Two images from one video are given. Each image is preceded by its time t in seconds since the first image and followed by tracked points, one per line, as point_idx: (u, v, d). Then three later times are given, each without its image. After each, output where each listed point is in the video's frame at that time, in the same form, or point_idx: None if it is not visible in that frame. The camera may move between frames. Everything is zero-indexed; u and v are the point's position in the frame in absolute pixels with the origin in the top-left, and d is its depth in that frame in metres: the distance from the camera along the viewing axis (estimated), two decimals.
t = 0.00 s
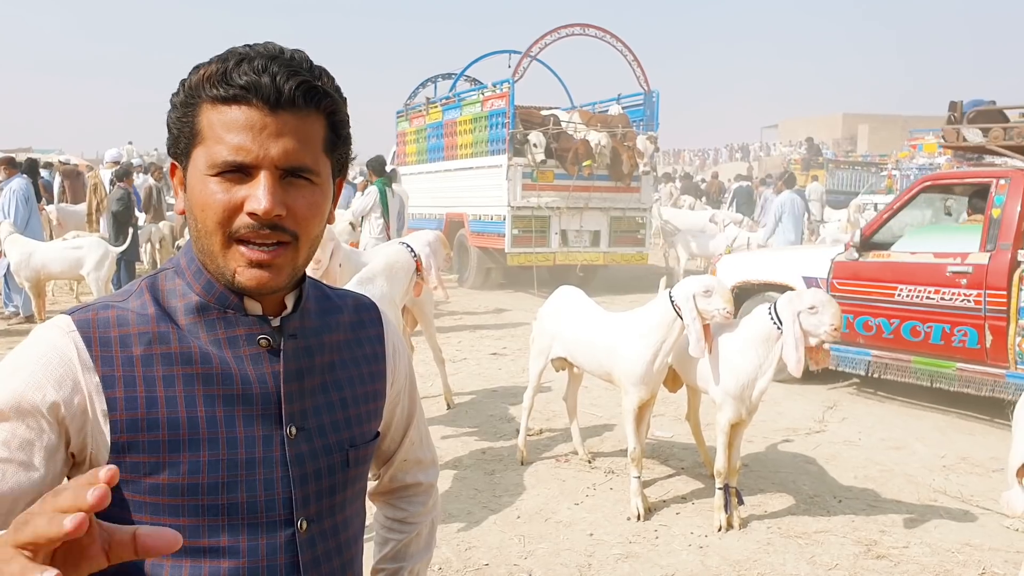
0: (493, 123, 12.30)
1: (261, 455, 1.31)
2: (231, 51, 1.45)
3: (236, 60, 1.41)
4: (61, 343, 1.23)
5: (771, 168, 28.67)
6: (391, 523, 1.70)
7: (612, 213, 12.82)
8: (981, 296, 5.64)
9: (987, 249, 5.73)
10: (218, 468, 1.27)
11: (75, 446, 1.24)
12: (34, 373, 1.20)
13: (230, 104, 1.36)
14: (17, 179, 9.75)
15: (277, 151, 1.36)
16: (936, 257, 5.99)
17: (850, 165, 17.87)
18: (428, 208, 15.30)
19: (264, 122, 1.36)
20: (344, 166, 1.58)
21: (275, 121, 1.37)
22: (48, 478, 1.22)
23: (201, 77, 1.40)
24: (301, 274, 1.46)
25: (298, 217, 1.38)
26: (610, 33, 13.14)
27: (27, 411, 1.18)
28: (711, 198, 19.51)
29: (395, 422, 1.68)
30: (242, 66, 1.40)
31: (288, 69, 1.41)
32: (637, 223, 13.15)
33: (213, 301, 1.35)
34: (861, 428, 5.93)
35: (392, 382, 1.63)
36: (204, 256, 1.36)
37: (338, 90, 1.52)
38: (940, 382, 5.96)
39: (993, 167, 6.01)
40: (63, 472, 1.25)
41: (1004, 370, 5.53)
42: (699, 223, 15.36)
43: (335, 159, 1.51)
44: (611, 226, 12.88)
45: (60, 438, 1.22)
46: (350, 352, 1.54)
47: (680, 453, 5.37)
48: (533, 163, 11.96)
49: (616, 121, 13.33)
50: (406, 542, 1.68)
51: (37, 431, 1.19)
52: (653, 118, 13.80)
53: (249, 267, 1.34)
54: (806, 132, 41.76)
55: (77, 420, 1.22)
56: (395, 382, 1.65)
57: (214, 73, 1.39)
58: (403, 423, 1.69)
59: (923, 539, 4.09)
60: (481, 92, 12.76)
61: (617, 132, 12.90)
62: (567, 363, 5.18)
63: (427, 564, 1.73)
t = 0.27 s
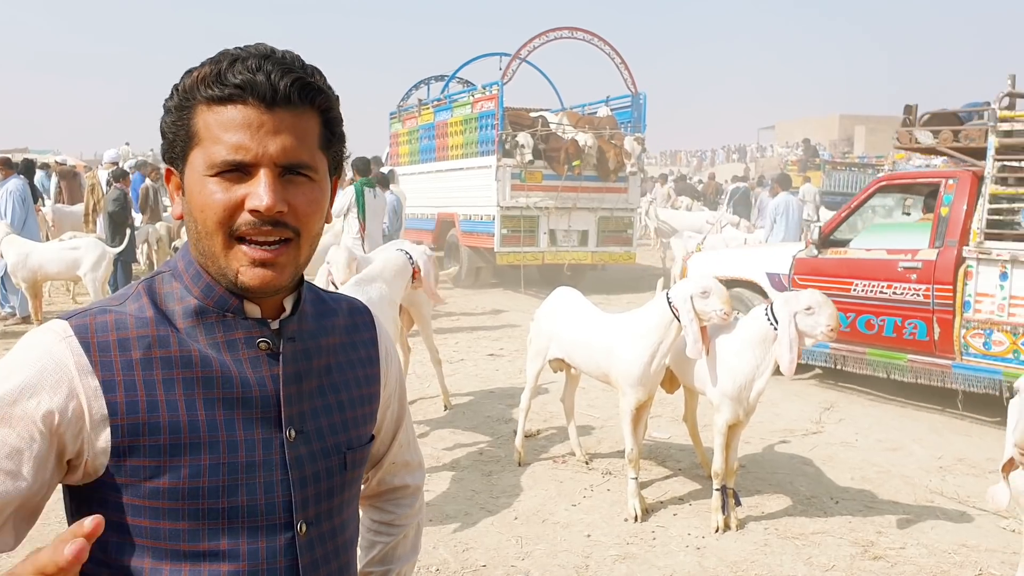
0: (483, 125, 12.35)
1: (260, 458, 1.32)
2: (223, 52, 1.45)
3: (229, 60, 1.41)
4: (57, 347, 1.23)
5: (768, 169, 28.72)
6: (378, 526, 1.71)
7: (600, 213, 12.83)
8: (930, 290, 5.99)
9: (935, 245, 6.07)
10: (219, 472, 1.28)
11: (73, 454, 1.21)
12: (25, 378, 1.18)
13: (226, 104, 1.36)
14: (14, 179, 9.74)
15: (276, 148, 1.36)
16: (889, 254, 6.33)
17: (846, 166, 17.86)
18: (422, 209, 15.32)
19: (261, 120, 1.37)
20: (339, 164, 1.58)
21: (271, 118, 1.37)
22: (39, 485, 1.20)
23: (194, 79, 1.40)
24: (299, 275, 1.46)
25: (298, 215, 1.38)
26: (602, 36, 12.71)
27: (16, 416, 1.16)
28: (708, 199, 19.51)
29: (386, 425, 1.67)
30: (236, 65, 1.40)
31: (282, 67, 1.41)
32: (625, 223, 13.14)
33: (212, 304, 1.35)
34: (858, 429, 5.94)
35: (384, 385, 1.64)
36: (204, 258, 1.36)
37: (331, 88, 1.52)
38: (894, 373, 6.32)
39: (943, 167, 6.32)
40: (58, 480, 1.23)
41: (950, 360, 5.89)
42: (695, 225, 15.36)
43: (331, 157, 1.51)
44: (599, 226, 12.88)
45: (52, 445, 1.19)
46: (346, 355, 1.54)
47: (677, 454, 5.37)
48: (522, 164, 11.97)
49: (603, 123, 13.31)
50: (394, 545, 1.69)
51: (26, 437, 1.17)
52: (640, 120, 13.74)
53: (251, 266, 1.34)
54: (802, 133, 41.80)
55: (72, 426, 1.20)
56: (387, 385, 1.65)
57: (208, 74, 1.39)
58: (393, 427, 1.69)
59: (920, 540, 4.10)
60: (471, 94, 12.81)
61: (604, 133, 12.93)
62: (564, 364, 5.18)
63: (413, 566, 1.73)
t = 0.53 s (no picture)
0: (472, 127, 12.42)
1: (248, 460, 1.31)
2: (211, 53, 1.44)
3: (215, 62, 1.41)
4: (40, 352, 1.23)
5: (763, 171, 28.81)
6: (383, 527, 1.70)
7: (587, 214, 12.88)
8: (882, 287, 6.31)
9: (886, 244, 6.38)
10: (206, 475, 1.27)
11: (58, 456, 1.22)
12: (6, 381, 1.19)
13: (209, 106, 1.36)
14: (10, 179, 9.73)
15: (257, 152, 1.35)
16: (843, 252, 6.65)
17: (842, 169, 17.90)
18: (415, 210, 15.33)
19: (243, 124, 1.36)
20: (327, 167, 1.57)
21: (254, 122, 1.37)
22: (24, 488, 1.20)
23: (179, 79, 1.40)
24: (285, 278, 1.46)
25: (278, 219, 1.37)
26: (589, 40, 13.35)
27: None
28: (704, 200, 19.53)
29: (386, 425, 1.67)
30: (221, 67, 1.39)
31: (267, 71, 1.41)
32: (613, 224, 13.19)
33: (197, 307, 1.35)
34: (854, 430, 5.94)
35: (381, 385, 1.63)
36: (185, 260, 1.36)
37: (319, 91, 1.51)
38: (847, 367, 6.64)
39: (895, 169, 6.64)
40: (41, 484, 1.23)
41: (901, 353, 6.22)
42: (693, 226, 15.39)
43: (317, 160, 1.50)
44: (586, 226, 12.94)
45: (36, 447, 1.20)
46: (338, 355, 1.53)
47: (674, 455, 5.37)
48: (511, 165, 12.03)
49: (590, 125, 13.34)
50: (398, 546, 1.68)
51: (10, 437, 1.17)
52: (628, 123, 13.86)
53: (229, 270, 1.34)
54: (796, 135, 41.89)
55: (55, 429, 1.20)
56: (384, 385, 1.64)
57: (192, 75, 1.39)
58: (393, 426, 1.69)
59: (916, 541, 4.10)
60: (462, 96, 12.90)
61: (591, 134, 13.04)
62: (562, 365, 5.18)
63: (421, 568, 1.72)
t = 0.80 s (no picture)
0: (464, 129, 12.53)
1: (245, 461, 1.31)
2: (211, 53, 1.45)
3: (215, 62, 1.41)
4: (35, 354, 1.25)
5: (760, 173, 28.85)
6: (386, 530, 1.70)
7: (577, 214, 12.95)
8: (840, 283, 6.45)
9: (844, 243, 6.53)
10: (202, 475, 1.27)
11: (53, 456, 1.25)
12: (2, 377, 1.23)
13: (209, 104, 1.36)
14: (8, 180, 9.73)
15: (255, 151, 1.36)
16: (804, 250, 6.78)
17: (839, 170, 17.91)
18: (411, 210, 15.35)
19: (242, 122, 1.36)
20: (322, 170, 1.57)
21: (253, 121, 1.37)
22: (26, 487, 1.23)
23: (178, 78, 1.40)
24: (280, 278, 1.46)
25: (276, 217, 1.37)
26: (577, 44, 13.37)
27: None
28: (702, 201, 19.53)
29: (384, 426, 1.67)
30: (221, 67, 1.40)
31: (267, 71, 1.41)
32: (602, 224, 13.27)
33: (190, 308, 1.36)
34: (852, 431, 5.94)
35: (377, 386, 1.63)
36: (182, 256, 1.36)
37: (318, 94, 1.52)
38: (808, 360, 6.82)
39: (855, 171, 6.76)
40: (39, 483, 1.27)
41: (858, 345, 6.38)
42: (691, 227, 15.40)
43: (313, 161, 1.50)
44: (576, 226, 13.03)
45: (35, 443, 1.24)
46: (333, 355, 1.53)
47: (672, 456, 5.38)
48: (502, 166, 12.10)
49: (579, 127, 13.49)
50: (400, 549, 1.68)
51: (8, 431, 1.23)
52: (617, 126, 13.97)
53: (225, 267, 1.34)
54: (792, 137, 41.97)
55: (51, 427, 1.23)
56: (380, 386, 1.65)
57: (192, 73, 1.39)
58: (392, 428, 1.69)
59: (914, 543, 4.10)
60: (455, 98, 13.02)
61: (581, 135, 13.22)
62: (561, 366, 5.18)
63: (422, 569, 1.73)
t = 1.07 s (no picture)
0: (457, 130, 12.77)
1: (261, 459, 1.32)
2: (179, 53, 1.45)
3: (187, 55, 1.41)
4: (50, 356, 1.21)
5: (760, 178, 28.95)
6: (377, 533, 1.70)
7: (569, 214, 13.15)
8: (806, 280, 6.65)
9: (810, 241, 6.73)
10: (220, 475, 1.27)
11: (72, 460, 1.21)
12: (27, 385, 1.17)
13: (188, 97, 1.37)
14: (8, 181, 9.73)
15: (241, 133, 1.36)
16: (773, 249, 6.95)
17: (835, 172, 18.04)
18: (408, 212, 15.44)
19: (224, 107, 1.37)
20: (308, 151, 1.58)
21: (233, 105, 1.37)
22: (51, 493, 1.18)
23: (154, 81, 1.40)
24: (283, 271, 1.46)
25: (273, 196, 1.37)
26: (568, 46, 14.27)
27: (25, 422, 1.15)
28: (703, 202, 19.56)
29: (380, 427, 1.68)
30: (193, 59, 1.40)
31: (238, 55, 1.42)
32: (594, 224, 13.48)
33: (201, 307, 1.35)
34: (851, 432, 5.95)
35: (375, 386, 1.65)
36: (186, 252, 1.35)
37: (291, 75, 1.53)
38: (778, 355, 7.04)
39: (821, 171, 6.95)
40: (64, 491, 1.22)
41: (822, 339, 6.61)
42: (690, 228, 15.47)
43: (299, 141, 1.51)
44: (568, 226, 13.20)
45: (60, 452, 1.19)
46: (336, 356, 1.54)
47: (672, 457, 5.38)
48: (493, 167, 12.32)
49: (571, 130, 13.97)
50: (392, 551, 1.68)
51: (37, 443, 1.16)
52: (608, 125, 14.40)
53: (230, 253, 1.33)
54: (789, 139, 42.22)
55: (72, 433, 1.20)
56: (377, 385, 1.67)
57: (167, 72, 1.39)
58: (387, 429, 1.69)
59: (914, 544, 4.10)
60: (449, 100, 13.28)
61: (572, 136, 13.46)
62: (560, 367, 5.18)
63: (413, 572, 1.72)
